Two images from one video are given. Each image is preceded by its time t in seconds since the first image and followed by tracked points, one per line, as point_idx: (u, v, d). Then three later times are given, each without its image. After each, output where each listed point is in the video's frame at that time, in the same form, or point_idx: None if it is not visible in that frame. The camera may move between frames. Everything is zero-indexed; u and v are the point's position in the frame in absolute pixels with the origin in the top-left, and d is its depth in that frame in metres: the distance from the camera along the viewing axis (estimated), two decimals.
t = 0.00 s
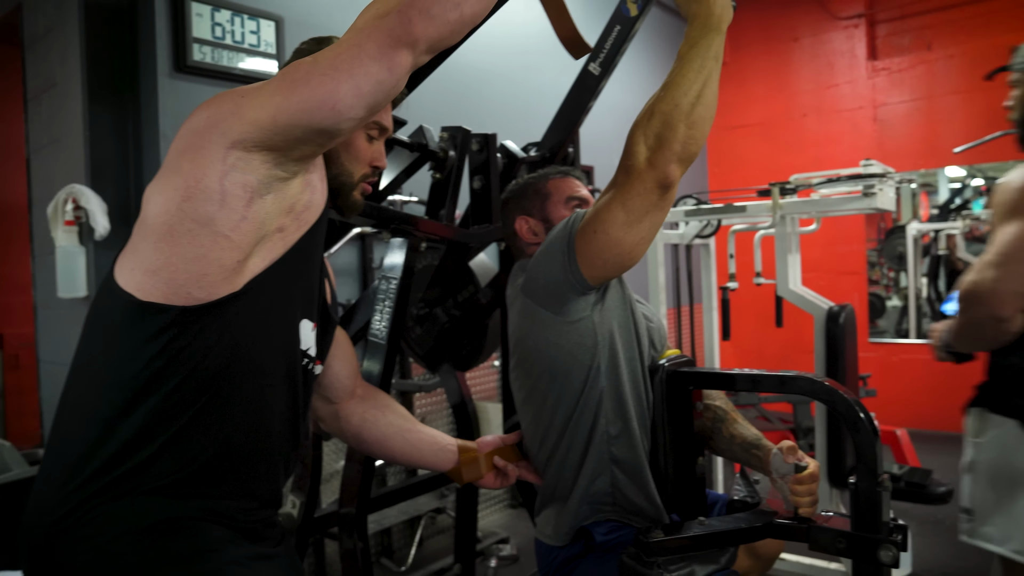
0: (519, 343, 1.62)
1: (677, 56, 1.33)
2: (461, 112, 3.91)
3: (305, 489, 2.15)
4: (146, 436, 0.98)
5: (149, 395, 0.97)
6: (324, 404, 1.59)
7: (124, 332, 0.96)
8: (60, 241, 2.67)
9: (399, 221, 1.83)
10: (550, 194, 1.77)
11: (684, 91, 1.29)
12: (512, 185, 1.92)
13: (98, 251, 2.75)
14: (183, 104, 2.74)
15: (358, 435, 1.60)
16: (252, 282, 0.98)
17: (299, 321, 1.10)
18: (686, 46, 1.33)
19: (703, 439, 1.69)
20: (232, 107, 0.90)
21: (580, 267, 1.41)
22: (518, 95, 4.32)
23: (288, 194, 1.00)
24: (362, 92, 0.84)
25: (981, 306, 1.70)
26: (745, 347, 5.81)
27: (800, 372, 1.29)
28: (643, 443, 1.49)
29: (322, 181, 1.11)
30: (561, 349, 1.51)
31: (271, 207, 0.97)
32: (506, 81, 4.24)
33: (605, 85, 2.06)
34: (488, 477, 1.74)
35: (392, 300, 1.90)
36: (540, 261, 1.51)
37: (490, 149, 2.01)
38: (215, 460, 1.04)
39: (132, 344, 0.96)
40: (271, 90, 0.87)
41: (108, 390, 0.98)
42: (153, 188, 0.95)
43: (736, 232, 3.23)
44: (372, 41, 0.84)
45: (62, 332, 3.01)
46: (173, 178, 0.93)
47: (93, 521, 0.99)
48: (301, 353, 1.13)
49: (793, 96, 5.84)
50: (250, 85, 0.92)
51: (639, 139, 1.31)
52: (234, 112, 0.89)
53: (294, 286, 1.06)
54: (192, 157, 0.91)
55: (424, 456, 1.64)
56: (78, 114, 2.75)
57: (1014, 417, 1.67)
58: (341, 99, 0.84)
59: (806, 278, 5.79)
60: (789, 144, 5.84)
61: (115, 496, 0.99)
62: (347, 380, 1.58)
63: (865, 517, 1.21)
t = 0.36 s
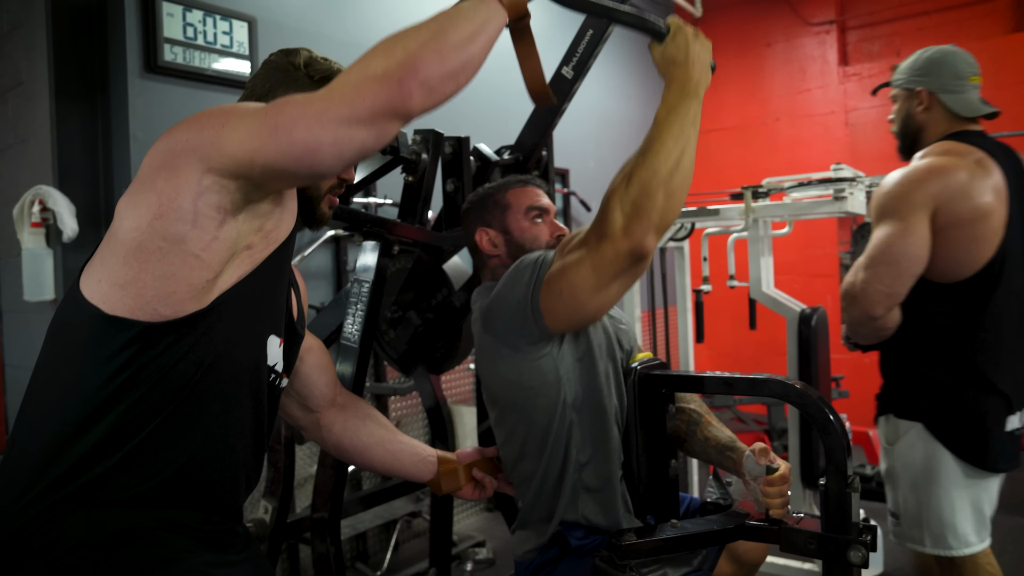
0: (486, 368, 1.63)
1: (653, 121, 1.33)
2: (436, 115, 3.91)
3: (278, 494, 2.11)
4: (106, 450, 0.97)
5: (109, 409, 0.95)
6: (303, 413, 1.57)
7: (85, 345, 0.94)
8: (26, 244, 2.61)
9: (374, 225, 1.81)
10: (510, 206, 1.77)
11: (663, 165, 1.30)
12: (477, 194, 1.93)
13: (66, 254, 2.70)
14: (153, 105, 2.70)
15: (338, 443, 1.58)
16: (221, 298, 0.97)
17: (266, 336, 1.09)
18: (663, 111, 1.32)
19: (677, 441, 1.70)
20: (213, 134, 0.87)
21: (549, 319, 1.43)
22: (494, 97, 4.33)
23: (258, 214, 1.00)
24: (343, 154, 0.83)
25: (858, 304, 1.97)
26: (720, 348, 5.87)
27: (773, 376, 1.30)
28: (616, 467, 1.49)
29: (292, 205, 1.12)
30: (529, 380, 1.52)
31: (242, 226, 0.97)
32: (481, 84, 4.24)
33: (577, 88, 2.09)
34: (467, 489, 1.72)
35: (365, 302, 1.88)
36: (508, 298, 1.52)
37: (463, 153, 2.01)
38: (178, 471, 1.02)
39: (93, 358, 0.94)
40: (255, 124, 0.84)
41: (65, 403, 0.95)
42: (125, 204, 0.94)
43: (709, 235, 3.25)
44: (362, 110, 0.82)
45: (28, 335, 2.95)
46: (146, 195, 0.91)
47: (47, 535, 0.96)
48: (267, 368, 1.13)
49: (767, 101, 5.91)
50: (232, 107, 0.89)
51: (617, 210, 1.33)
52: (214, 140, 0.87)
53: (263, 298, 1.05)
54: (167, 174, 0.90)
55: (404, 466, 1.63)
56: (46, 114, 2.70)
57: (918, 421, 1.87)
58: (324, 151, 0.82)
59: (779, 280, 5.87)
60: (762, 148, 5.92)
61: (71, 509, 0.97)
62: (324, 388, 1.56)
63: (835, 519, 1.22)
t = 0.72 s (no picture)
0: (454, 403, 1.71)
1: (617, 266, 1.31)
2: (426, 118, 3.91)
3: (267, 499, 2.09)
4: (88, 465, 0.98)
5: (92, 428, 0.97)
6: (299, 429, 1.59)
7: (70, 367, 0.97)
8: (14, 247, 2.60)
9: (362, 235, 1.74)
10: (479, 222, 1.82)
11: (615, 315, 1.29)
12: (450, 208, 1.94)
13: (54, 258, 2.67)
14: (142, 108, 2.68)
15: (335, 459, 1.62)
16: (202, 329, 1.00)
17: (250, 366, 1.11)
18: (629, 257, 1.30)
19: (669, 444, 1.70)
20: (195, 189, 0.89)
21: (495, 403, 1.53)
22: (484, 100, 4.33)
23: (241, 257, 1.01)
24: (306, 259, 0.85)
25: (796, 304, 2.16)
26: (711, 352, 5.89)
27: (762, 379, 1.31)
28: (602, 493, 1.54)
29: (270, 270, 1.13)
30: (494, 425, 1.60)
31: (223, 266, 0.98)
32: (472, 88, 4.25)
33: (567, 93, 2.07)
34: (461, 502, 1.72)
35: (354, 306, 1.87)
36: (468, 361, 1.61)
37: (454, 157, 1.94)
38: (160, 482, 1.04)
39: (78, 378, 0.96)
40: (234, 199, 0.86)
41: (49, 422, 0.98)
42: (112, 237, 0.97)
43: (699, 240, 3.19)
44: (333, 226, 0.83)
45: (14, 340, 2.93)
46: (131, 231, 0.95)
47: (28, 543, 0.98)
48: (251, 397, 1.15)
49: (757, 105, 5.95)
50: (229, 157, 0.90)
51: (566, 343, 1.35)
52: (196, 199, 0.89)
53: (246, 323, 1.08)
54: (152, 214, 0.94)
55: (400, 482, 1.65)
56: (32, 117, 2.68)
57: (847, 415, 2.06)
58: (288, 249, 0.84)
59: (770, 284, 5.90)
60: (752, 151, 5.95)
61: (52, 518, 0.98)
62: (320, 405, 1.58)
63: (823, 521, 1.23)
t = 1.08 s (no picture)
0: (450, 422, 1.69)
1: (589, 355, 1.36)
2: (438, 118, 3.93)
3: (286, 495, 2.07)
4: (112, 465, 1.11)
5: (117, 430, 1.10)
6: (321, 429, 1.62)
7: (97, 376, 1.10)
8: (34, 248, 2.63)
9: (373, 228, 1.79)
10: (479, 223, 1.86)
11: (581, 405, 1.35)
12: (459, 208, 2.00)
13: (73, 258, 2.71)
14: (158, 109, 2.71)
15: (354, 460, 1.64)
16: (216, 341, 1.15)
17: (269, 376, 1.25)
18: (602, 348, 1.36)
19: (686, 439, 1.70)
20: (205, 225, 1.05)
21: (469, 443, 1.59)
22: (496, 99, 4.34)
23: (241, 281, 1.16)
24: (290, 319, 1.01)
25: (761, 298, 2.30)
26: (726, 350, 5.86)
27: (779, 375, 1.30)
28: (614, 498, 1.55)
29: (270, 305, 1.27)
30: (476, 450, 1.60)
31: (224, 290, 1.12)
32: (484, 87, 4.26)
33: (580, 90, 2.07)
34: (479, 502, 1.68)
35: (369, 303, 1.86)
36: (456, 389, 1.62)
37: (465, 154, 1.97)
38: (176, 481, 1.16)
39: (104, 386, 1.10)
40: (237, 246, 1.01)
41: (78, 424, 1.11)
42: (129, 253, 1.12)
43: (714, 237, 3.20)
44: (322, 304, 0.99)
45: (36, 340, 2.97)
46: (143, 247, 1.11)
47: (57, 534, 1.09)
48: (272, 406, 1.28)
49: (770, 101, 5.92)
50: (237, 198, 1.07)
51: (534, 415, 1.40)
52: (203, 233, 1.05)
53: (258, 339, 1.21)
54: (161, 236, 1.10)
55: (418, 482, 1.68)
56: (51, 121, 2.72)
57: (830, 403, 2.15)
58: (277, 310, 1.00)
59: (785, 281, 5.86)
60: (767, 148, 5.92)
61: (78, 511, 1.10)
62: (341, 405, 1.61)
63: (842, 518, 1.23)
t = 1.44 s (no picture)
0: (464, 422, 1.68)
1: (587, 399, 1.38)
2: (470, 112, 3.94)
3: (324, 488, 2.14)
4: (150, 458, 1.14)
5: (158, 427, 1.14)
6: (363, 421, 1.65)
7: (142, 375, 1.15)
8: (78, 244, 2.72)
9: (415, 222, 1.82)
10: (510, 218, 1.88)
11: (575, 448, 1.37)
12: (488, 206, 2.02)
13: (114, 253, 2.78)
14: (195, 107, 2.76)
15: (394, 453, 1.66)
16: (257, 347, 1.18)
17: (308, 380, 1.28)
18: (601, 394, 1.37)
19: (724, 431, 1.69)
20: (247, 244, 1.07)
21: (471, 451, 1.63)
22: (527, 93, 4.33)
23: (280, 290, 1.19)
24: (314, 355, 1.05)
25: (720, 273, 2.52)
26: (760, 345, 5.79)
27: (819, 368, 1.27)
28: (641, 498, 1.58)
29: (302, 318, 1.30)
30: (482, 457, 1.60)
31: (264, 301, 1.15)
32: (516, 81, 4.25)
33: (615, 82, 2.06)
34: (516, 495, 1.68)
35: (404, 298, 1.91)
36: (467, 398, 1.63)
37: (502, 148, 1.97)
38: (214, 479, 1.18)
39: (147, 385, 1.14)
40: (276, 274, 1.03)
41: (122, 419, 1.15)
42: (175, 260, 1.16)
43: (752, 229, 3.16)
44: (339, 351, 1.02)
45: (80, 333, 3.06)
46: (188, 256, 1.14)
47: (99, 524, 1.13)
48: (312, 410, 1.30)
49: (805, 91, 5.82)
50: (282, 222, 1.07)
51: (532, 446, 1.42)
52: (247, 258, 1.07)
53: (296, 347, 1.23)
54: (205, 248, 1.13)
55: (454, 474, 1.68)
56: (93, 119, 2.79)
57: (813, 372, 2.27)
58: (302, 348, 1.04)
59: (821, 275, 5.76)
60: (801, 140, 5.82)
61: (118, 500, 1.13)
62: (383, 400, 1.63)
63: (883, 513, 1.20)
